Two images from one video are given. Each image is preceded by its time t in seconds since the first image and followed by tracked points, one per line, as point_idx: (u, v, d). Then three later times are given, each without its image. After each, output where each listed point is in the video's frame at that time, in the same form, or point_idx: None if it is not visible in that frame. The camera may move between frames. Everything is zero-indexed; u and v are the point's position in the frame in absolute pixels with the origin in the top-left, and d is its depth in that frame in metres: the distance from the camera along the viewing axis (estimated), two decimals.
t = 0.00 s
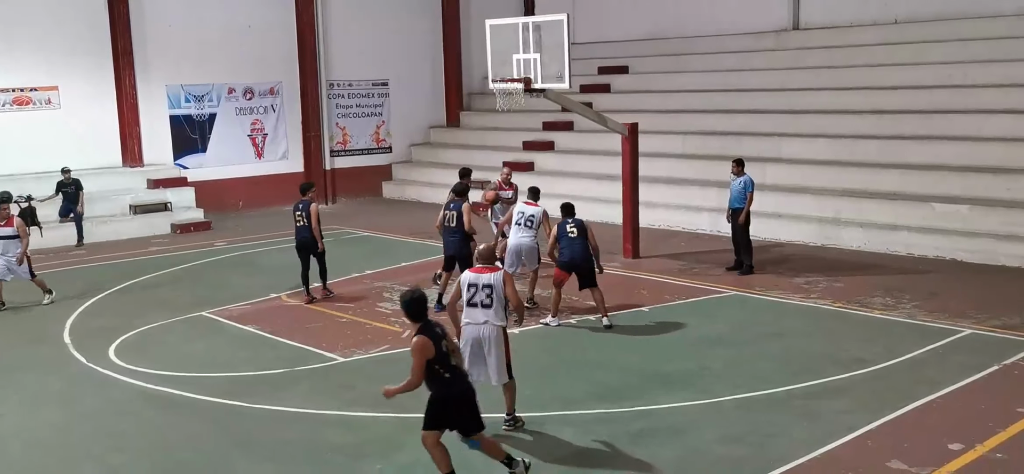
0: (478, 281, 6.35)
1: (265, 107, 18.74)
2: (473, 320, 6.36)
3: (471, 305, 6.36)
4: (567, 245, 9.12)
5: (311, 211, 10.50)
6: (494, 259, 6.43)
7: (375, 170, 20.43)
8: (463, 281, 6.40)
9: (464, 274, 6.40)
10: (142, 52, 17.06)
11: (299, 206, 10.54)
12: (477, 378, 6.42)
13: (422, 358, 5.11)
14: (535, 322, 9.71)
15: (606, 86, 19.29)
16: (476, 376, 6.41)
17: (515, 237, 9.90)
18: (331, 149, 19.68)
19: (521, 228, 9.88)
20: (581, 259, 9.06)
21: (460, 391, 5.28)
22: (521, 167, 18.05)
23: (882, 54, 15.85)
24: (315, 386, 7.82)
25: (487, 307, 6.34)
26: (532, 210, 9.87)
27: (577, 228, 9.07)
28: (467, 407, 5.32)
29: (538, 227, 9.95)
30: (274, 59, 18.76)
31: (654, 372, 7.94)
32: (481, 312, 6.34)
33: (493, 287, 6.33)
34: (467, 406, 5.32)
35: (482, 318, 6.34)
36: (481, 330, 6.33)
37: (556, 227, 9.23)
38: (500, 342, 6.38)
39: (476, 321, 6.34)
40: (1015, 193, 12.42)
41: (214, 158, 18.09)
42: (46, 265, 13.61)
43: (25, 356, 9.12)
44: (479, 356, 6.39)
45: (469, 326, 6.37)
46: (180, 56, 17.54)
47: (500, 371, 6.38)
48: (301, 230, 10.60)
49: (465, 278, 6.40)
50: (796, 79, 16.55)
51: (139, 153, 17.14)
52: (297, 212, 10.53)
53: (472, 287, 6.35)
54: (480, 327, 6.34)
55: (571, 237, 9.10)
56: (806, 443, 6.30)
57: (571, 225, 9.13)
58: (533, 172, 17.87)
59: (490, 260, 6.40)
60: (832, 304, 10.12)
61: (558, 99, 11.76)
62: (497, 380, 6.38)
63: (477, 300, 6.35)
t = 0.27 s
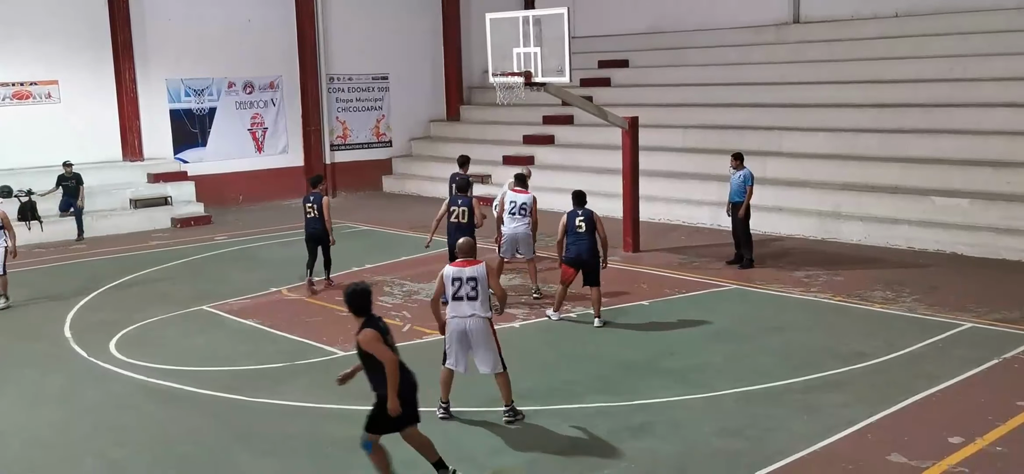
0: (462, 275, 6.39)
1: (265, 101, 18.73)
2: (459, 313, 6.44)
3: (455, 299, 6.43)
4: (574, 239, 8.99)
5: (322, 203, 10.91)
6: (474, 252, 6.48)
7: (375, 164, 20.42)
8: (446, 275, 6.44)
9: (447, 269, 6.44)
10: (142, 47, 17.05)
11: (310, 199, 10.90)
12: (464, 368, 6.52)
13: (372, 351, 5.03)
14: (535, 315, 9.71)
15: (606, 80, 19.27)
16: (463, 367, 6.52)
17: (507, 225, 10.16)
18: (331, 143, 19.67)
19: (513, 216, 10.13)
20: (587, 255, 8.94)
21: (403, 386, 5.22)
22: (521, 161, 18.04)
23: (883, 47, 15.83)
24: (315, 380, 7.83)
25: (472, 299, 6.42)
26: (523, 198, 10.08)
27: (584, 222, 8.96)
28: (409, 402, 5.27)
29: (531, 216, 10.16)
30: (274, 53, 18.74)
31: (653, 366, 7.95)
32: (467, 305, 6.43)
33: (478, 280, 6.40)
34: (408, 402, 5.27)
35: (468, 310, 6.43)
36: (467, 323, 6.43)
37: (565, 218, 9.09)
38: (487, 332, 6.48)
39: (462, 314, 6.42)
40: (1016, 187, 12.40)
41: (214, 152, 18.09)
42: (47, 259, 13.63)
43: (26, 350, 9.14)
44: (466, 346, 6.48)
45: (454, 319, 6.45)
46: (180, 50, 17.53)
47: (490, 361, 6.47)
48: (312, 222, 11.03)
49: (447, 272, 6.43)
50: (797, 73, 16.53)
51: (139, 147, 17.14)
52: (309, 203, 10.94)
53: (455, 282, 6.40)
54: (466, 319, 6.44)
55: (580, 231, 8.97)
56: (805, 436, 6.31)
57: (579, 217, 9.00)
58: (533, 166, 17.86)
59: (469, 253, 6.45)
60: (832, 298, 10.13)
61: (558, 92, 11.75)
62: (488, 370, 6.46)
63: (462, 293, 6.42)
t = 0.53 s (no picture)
0: (446, 266, 6.50)
1: (265, 99, 18.73)
2: (445, 305, 6.49)
3: (439, 292, 6.50)
4: (577, 238, 8.99)
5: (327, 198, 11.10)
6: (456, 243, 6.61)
7: (375, 162, 20.42)
8: (430, 268, 6.53)
9: (431, 261, 6.54)
10: (141, 45, 17.04)
11: (314, 193, 11.10)
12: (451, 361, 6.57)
13: (308, 366, 4.79)
14: (535, 314, 9.71)
15: (607, 78, 19.26)
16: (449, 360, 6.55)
17: (494, 227, 10.63)
18: (331, 141, 19.66)
19: (502, 217, 10.59)
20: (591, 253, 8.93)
21: (339, 401, 5.01)
22: (521, 159, 18.04)
23: (884, 46, 15.82)
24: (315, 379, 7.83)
25: (457, 291, 6.50)
26: (509, 200, 10.63)
27: (586, 220, 8.94)
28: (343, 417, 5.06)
29: (517, 216, 10.67)
30: (274, 51, 18.74)
31: (654, 365, 7.94)
32: (451, 296, 6.49)
33: (461, 271, 6.51)
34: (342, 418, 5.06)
35: (453, 301, 6.49)
36: (453, 314, 6.48)
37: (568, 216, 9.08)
38: (471, 324, 6.56)
39: (446, 306, 6.48)
40: (1016, 185, 12.40)
41: (214, 150, 18.09)
42: (47, 257, 13.63)
43: (27, 348, 9.14)
44: (451, 338, 6.52)
45: (440, 312, 6.50)
46: (180, 48, 17.52)
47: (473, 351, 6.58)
48: (317, 215, 11.23)
49: (430, 265, 6.54)
50: (798, 71, 16.52)
51: (139, 146, 17.12)
52: (314, 197, 11.12)
53: (439, 274, 6.50)
54: (451, 310, 6.49)
55: (582, 230, 8.97)
56: (806, 435, 6.30)
57: (581, 213, 8.99)
58: (534, 165, 17.86)
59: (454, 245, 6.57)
60: (832, 296, 10.13)
61: (558, 91, 11.74)
62: (469, 358, 6.58)
63: (446, 285, 6.50)
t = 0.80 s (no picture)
0: (443, 267, 6.57)
1: (265, 100, 18.74)
2: (440, 304, 6.57)
3: (435, 291, 6.58)
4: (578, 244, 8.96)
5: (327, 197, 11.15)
6: (453, 244, 6.69)
7: (375, 162, 20.42)
8: (427, 266, 6.59)
9: (428, 260, 6.60)
10: (142, 46, 17.04)
11: (314, 193, 11.17)
12: (440, 360, 6.63)
13: (249, 359, 4.84)
14: (535, 314, 9.71)
15: (607, 79, 19.27)
16: (440, 359, 6.62)
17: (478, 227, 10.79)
18: (331, 142, 19.67)
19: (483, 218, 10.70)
20: (592, 258, 8.92)
21: (282, 409, 4.96)
22: (521, 160, 18.03)
23: (884, 46, 15.82)
24: (315, 379, 7.83)
25: (452, 291, 6.59)
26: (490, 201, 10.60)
27: (585, 226, 8.92)
28: (287, 427, 4.99)
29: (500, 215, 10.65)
30: (275, 51, 18.75)
31: (654, 365, 7.94)
32: (447, 297, 6.58)
33: (457, 272, 6.59)
34: (284, 427, 4.98)
35: (448, 301, 6.58)
36: (448, 314, 6.56)
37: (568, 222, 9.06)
38: (464, 325, 6.65)
39: (441, 305, 6.56)
40: (1016, 186, 12.40)
41: (214, 151, 18.09)
42: (47, 257, 13.64)
43: (27, 348, 9.15)
44: (443, 337, 6.60)
45: (434, 311, 6.57)
46: (180, 49, 17.52)
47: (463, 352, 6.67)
48: (319, 215, 11.29)
49: (427, 264, 6.59)
50: (798, 72, 16.52)
51: (139, 146, 17.12)
52: (315, 198, 11.18)
53: (435, 273, 6.56)
54: (446, 310, 6.57)
55: (582, 236, 8.94)
56: (805, 436, 6.30)
57: (581, 220, 8.98)
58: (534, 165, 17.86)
59: (451, 246, 6.66)
60: (832, 297, 10.13)
61: (558, 91, 11.74)
62: (460, 360, 6.67)
63: (442, 285, 6.58)
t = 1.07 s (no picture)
0: (429, 266, 6.61)
1: (265, 100, 18.73)
2: (425, 303, 6.62)
3: (421, 290, 6.62)
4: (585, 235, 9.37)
5: (330, 193, 11.43)
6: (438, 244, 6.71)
7: (376, 163, 20.42)
8: (412, 266, 6.62)
9: (413, 260, 6.63)
10: (142, 46, 17.04)
11: (319, 190, 11.47)
12: (426, 359, 6.66)
13: (201, 360, 4.80)
14: (535, 315, 9.71)
15: (607, 80, 19.27)
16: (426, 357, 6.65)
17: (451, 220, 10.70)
18: (331, 142, 19.67)
19: (454, 209, 10.66)
20: (601, 248, 9.31)
21: (229, 412, 4.94)
22: (521, 160, 18.03)
23: (884, 47, 15.82)
24: (315, 380, 7.83)
25: (437, 290, 6.64)
26: (464, 190, 10.64)
27: (594, 218, 9.31)
28: (235, 430, 4.97)
29: (471, 205, 10.65)
30: (275, 52, 18.75)
31: (654, 366, 7.94)
32: (433, 296, 6.63)
33: (443, 272, 6.63)
34: (232, 430, 4.96)
35: (434, 300, 6.63)
36: (434, 313, 6.62)
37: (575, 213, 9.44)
38: (450, 324, 6.70)
39: (427, 304, 6.62)
40: (1016, 186, 12.40)
41: (215, 151, 18.09)
42: (47, 258, 13.64)
43: (27, 348, 9.15)
44: (429, 336, 6.65)
45: (421, 310, 6.62)
46: (181, 49, 17.53)
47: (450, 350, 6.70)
48: (323, 212, 11.56)
49: (412, 264, 6.62)
50: (798, 72, 16.52)
51: (140, 146, 17.12)
52: (319, 195, 11.48)
53: (421, 273, 6.60)
54: (432, 310, 6.63)
55: (589, 228, 9.34)
56: (805, 436, 6.30)
57: (589, 212, 9.36)
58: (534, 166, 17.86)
59: (436, 246, 6.70)
60: (832, 297, 10.13)
61: (559, 92, 11.73)
62: (451, 357, 6.70)
63: (428, 284, 6.62)
